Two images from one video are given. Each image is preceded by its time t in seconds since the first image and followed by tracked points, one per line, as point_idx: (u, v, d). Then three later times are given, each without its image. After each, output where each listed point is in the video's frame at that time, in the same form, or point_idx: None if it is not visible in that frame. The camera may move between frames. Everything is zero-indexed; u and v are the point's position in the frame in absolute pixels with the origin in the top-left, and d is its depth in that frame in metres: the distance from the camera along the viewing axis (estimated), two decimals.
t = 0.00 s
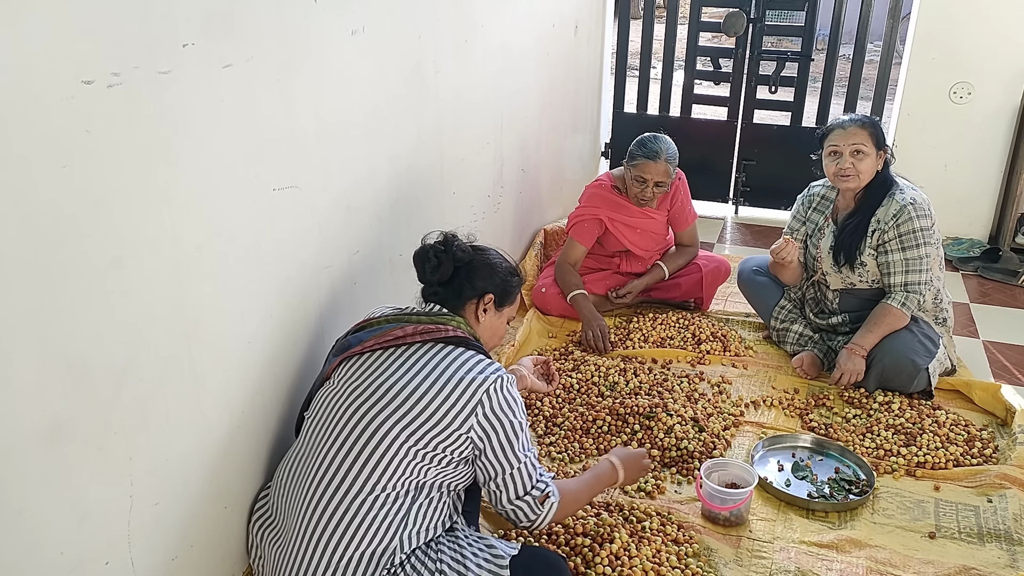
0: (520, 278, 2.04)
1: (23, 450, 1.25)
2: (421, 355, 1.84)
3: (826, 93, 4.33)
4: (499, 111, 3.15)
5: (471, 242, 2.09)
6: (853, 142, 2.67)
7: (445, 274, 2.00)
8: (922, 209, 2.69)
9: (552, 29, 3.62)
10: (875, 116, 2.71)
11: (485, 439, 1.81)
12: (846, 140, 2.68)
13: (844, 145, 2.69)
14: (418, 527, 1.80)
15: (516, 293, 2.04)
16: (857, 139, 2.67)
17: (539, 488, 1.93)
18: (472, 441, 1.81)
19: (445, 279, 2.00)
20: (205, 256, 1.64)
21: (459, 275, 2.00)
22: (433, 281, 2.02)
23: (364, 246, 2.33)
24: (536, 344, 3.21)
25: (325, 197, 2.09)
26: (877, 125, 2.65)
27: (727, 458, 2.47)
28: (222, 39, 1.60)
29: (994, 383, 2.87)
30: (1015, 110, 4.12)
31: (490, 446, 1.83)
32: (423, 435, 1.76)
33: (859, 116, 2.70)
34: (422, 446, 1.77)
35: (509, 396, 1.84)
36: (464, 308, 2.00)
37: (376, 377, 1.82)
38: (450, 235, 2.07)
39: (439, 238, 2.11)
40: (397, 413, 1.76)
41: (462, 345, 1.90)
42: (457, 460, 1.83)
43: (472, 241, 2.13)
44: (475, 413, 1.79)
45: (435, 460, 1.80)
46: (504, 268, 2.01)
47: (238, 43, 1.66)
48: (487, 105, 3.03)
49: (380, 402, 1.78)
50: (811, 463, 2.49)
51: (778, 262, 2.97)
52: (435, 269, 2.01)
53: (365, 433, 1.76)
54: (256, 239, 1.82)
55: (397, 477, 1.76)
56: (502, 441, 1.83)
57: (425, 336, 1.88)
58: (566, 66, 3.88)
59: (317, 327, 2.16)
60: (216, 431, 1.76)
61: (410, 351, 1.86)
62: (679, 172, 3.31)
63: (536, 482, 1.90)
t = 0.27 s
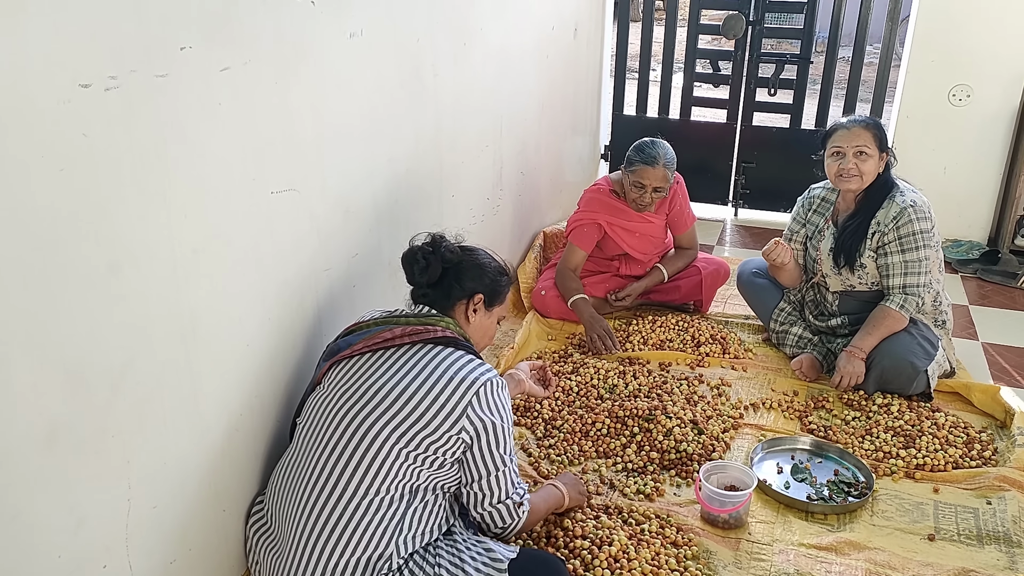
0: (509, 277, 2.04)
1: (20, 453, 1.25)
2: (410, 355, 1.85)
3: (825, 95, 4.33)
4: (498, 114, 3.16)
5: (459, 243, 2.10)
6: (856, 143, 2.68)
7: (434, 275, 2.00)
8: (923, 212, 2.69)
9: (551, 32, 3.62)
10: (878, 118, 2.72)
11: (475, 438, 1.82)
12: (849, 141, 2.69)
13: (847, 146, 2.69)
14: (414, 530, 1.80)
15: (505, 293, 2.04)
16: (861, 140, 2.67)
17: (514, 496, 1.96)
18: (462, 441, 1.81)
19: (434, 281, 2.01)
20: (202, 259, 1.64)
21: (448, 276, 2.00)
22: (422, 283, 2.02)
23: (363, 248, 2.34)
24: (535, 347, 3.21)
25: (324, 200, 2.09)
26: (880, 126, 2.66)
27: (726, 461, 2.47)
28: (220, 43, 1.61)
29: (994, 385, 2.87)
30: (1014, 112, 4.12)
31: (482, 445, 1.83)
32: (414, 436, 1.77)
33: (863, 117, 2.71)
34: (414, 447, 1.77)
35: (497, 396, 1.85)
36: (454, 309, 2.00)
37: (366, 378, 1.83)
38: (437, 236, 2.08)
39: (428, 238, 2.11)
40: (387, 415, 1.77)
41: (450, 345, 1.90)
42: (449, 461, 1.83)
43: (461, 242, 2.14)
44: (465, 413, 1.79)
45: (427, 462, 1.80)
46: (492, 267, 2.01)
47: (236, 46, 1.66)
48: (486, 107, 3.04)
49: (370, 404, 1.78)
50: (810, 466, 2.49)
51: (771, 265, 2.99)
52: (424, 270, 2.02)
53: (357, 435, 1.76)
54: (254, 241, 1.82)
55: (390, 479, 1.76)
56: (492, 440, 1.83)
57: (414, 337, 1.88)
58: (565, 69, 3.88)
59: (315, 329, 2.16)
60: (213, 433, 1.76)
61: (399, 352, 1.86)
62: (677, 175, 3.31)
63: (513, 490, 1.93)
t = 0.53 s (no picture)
0: (505, 278, 2.04)
1: (18, 456, 1.24)
2: (408, 355, 1.84)
3: (823, 97, 4.33)
4: (496, 116, 3.16)
5: (457, 244, 2.10)
6: (856, 143, 2.68)
7: (432, 276, 2.00)
8: (921, 212, 2.69)
9: (549, 34, 3.62)
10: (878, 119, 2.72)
11: (473, 437, 1.81)
12: (849, 141, 2.69)
13: (848, 146, 2.69)
14: (412, 530, 1.79)
15: (502, 293, 2.04)
16: (861, 140, 2.67)
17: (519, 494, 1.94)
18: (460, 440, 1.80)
19: (432, 281, 2.00)
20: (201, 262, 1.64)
21: (445, 277, 1.99)
22: (420, 283, 2.01)
23: (361, 250, 2.33)
24: (534, 349, 3.21)
25: (322, 202, 2.09)
26: (881, 127, 2.66)
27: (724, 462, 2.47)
28: (217, 45, 1.60)
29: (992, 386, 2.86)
30: (1012, 114, 4.13)
31: (481, 444, 1.82)
32: (411, 435, 1.76)
33: (863, 117, 2.71)
34: (412, 446, 1.76)
35: (496, 394, 1.84)
36: (451, 309, 2.00)
37: (364, 378, 1.82)
38: (435, 237, 2.08)
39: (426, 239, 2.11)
40: (384, 414, 1.76)
41: (447, 344, 1.89)
42: (447, 460, 1.82)
43: (459, 243, 2.14)
44: (463, 412, 1.78)
45: (425, 461, 1.80)
46: (490, 268, 2.01)
47: (233, 48, 1.66)
48: (484, 110, 3.04)
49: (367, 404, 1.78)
50: (809, 467, 2.49)
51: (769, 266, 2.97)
52: (421, 271, 2.01)
53: (354, 435, 1.76)
54: (252, 244, 1.81)
55: (388, 479, 1.75)
56: (490, 439, 1.82)
57: (410, 337, 1.87)
58: (563, 71, 3.88)
59: (314, 332, 2.15)
60: (212, 436, 1.76)
61: (397, 352, 1.86)
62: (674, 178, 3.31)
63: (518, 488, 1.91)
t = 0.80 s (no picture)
0: (505, 284, 2.04)
1: (16, 461, 1.24)
2: (409, 359, 1.84)
3: (821, 100, 4.34)
4: (494, 119, 3.16)
5: (456, 249, 2.09)
6: (854, 145, 2.68)
7: (433, 281, 1.99)
8: (919, 215, 2.69)
9: (547, 38, 3.63)
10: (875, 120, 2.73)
11: (474, 442, 1.81)
12: (847, 142, 2.69)
13: (846, 148, 2.70)
14: (411, 535, 1.79)
15: (502, 299, 2.04)
16: (859, 142, 2.68)
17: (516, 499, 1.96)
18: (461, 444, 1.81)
19: (433, 286, 1.99)
20: (199, 267, 1.64)
21: (446, 282, 1.99)
22: (421, 288, 2.01)
23: (359, 254, 2.33)
24: (532, 352, 3.21)
25: (320, 206, 2.09)
26: (879, 129, 2.66)
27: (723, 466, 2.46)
28: (215, 50, 1.60)
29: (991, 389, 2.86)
30: (1010, 117, 4.13)
31: (481, 449, 1.83)
32: (412, 439, 1.76)
33: (860, 119, 2.72)
34: (413, 450, 1.76)
35: (497, 399, 1.85)
36: (451, 315, 1.99)
37: (365, 383, 1.82)
38: (435, 242, 2.07)
39: (427, 244, 2.11)
40: (385, 419, 1.76)
41: (448, 349, 1.89)
42: (447, 464, 1.82)
43: (459, 248, 2.13)
44: (464, 416, 1.78)
45: (426, 465, 1.79)
46: (489, 274, 2.01)
47: (231, 53, 1.66)
48: (482, 113, 3.04)
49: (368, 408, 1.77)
50: (807, 471, 2.49)
51: (768, 267, 2.97)
52: (422, 276, 2.00)
53: (355, 439, 1.76)
54: (250, 248, 1.81)
55: (388, 483, 1.75)
56: (490, 443, 1.83)
57: (411, 342, 1.87)
58: (561, 75, 3.89)
59: (312, 336, 2.15)
60: (210, 441, 1.76)
61: (397, 356, 1.85)
62: (671, 183, 3.31)
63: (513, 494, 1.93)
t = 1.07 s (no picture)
0: (504, 288, 2.04)
1: (14, 464, 1.24)
2: (407, 363, 1.84)
3: (819, 104, 4.34)
4: (492, 123, 3.16)
5: (455, 253, 2.09)
6: (853, 148, 2.69)
7: (432, 284, 1.99)
8: (917, 218, 2.70)
9: (545, 41, 3.63)
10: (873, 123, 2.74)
11: (472, 445, 1.81)
12: (847, 145, 2.69)
13: (845, 150, 2.70)
14: (409, 538, 1.78)
15: (501, 303, 2.04)
16: (858, 144, 2.68)
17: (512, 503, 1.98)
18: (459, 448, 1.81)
19: (432, 289, 1.99)
20: (197, 270, 1.64)
21: (444, 286, 1.99)
22: (419, 291, 2.00)
23: (358, 257, 2.33)
24: (531, 356, 3.21)
25: (318, 210, 2.09)
26: (877, 132, 2.67)
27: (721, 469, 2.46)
28: (213, 53, 1.61)
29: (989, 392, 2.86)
30: (1008, 120, 4.14)
31: (479, 452, 1.83)
32: (410, 443, 1.76)
33: (859, 122, 2.72)
34: (411, 454, 1.76)
35: (495, 403, 1.85)
36: (450, 318, 1.99)
37: (363, 386, 1.82)
38: (434, 246, 2.07)
39: (425, 248, 2.11)
40: (383, 422, 1.76)
41: (447, 353, 1.89)
42: (445, 467, 1.82)
43: (458, 252, 2.13)
44: (462, 420, 1.79)
45: (424, 468, 1.79)
46: (488, 277, 2.01)
47: (229, 56, 1.66)
48: (481, 116, 3.04)
49: (366, 412, 1.77)
50: (806, 474, 2.49)
51: (765, 265, 2.96)
52: (421, 279, 2.00)
53: (353, 443, 1.75)
54: (248, 251, 1.81)
55: (386, 487, 1.75)
56: (488, 447, 1.84)
57: (410, 345, 1.87)
58: (560, 78, 3.90)
59: (310, 339, 2.15)
60: (208, 444, 1.75)
61: (396, 360, 1.85)
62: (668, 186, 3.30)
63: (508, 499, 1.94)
